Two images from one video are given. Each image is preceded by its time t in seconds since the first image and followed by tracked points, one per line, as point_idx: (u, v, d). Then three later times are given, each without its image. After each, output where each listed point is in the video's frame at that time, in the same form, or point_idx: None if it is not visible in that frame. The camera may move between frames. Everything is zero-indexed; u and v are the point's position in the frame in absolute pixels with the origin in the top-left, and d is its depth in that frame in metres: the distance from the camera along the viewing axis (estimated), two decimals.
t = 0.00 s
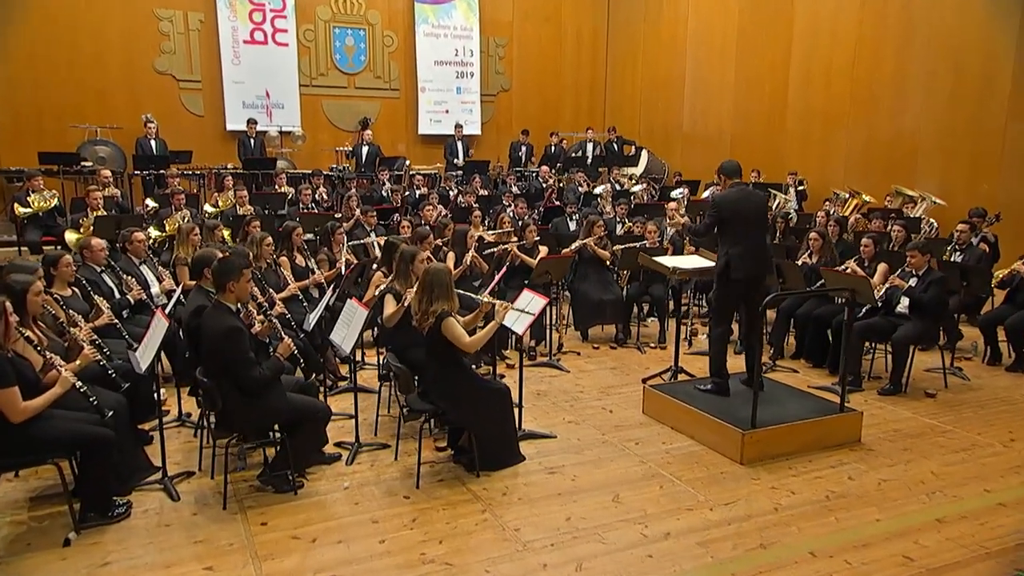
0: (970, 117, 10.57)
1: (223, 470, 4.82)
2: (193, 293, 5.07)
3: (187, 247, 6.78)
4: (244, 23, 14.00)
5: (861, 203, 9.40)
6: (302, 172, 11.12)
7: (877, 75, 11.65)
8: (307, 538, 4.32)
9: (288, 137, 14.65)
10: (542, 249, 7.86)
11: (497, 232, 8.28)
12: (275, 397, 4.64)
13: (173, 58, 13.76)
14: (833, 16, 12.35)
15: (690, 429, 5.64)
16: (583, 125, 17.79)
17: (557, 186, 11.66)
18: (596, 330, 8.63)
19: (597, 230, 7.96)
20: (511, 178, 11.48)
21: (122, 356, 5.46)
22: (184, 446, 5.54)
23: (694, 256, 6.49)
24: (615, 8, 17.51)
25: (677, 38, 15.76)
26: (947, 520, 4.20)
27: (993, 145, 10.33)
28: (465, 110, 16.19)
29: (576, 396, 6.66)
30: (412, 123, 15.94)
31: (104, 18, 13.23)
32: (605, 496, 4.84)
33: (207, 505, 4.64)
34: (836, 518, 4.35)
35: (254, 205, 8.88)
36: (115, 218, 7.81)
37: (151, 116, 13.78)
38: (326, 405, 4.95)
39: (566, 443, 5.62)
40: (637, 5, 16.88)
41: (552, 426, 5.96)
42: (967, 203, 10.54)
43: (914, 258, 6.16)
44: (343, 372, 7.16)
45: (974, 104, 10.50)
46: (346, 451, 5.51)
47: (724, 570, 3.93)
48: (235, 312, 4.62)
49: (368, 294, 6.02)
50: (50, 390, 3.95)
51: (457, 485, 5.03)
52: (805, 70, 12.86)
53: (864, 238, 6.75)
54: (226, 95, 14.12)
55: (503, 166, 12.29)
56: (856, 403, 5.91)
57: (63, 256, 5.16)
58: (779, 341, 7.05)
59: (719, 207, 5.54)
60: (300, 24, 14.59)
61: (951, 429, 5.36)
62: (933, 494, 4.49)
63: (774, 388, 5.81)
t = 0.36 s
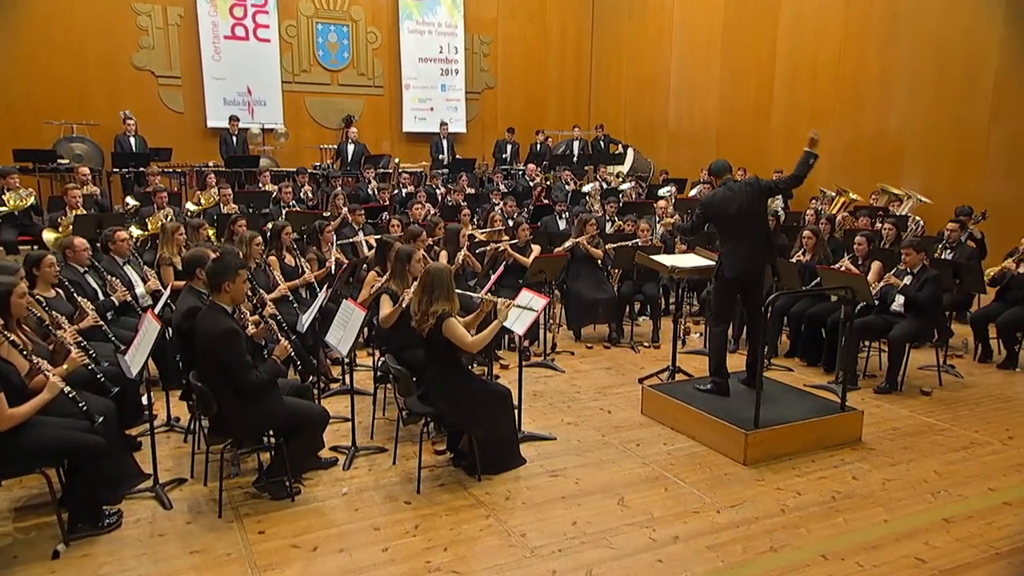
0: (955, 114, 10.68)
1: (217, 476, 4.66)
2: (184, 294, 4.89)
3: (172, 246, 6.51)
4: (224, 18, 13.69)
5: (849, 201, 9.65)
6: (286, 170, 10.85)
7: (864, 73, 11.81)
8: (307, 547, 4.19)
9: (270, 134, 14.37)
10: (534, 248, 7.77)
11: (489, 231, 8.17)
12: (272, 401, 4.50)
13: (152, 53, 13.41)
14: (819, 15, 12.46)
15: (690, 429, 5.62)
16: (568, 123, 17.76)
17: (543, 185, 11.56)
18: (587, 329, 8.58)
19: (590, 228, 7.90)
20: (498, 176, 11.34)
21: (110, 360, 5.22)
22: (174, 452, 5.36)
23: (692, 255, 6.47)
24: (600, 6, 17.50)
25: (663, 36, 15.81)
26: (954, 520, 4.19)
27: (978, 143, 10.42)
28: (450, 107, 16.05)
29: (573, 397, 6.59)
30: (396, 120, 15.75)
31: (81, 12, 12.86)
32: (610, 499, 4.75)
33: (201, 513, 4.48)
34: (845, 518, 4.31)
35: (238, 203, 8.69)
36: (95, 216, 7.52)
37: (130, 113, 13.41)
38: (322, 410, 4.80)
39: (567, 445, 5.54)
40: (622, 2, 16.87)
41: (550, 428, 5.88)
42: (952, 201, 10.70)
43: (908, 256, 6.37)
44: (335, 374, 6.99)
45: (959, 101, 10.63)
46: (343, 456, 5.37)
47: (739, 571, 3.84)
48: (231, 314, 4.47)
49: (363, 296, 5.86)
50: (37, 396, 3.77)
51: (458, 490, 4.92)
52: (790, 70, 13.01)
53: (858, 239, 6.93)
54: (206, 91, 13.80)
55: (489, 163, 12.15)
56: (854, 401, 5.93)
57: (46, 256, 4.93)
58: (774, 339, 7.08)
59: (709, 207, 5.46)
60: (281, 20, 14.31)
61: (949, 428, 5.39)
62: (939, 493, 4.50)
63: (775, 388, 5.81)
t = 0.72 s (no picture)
0: (931, 111, 10.86)
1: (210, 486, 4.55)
2: (171, 298, 4.75)
3: (151, 247, 6.27)
4: (198, 11, 13.32)
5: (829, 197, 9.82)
6: (265, 167, 10.56)
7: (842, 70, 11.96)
8: (305, 559, 4.09)
9: (247, 129, 14.06)
10: (523, 247, 7.66)
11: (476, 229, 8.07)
12: (266, 409, 4.41)
13: (123, 47, 13.03)
14: (798, 11, 12.59)
15: (684, 430, 5.65)
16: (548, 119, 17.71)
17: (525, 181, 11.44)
18: (575, 328, 8.55)
19: (578, 227, 7.88)
20: (480, 172, 11.19)
21: (94, 365, 4.99)
22: (162, 459, 5.22)
23: (683, 253, 6.48)
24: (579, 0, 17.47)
25: (642, 31, 15.83)
26: (951, 521, 4.26)
27: (953, 140, 10.59)
28: (430, 103, 15.87)
29: (565, 398, 6.56)
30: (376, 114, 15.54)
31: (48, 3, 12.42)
32: (610, 502, 4.72)
33: (193, 524, 4.38)
34: (844, 519, 4.35)
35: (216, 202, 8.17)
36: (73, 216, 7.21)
37: (102, 107, 13.04)
38: (318, 417, 4.67)
39: (562, 447, 5.50)
40: None
41: (545, 430, 5.84)
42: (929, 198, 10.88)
43: (895, 254, 6.51)
44: (323, 377, 6.86)
45: (934, 98, 10.80)
46: (336, 462, 5.27)
47: None
48: (223, 319, 4.37)
49: (354, 298, 5.72)
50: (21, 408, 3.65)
51: (456, 496, 4.85)
52: (770, 66, 13.14)
53: (845, 238, 7.04)
54: (180, 86, 13.44)
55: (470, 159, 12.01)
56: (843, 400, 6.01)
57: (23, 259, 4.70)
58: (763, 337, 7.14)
59: (702, 209, 5.48)
60: (257, 13, 13.96)
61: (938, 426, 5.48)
62: (934, 493, 4.58)
63: (767, 387, 5.88)
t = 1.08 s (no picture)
0: (909, 100, 11.06)
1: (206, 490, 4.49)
2: (161, 299, 4.64)
3: (132, 241, 6.07)
4: None
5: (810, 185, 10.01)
6: (241, 156, 10.26)
7: (821, 57, 12.14)
8: (306, 565, 4.04)
9: (223, 116, 13.74)
10: (510, 240, 7.46)
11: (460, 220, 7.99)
12: (262, 412, 4.36)
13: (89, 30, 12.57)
14: None
15: (678, 424, 5.69)
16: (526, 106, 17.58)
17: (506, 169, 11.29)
18: (563, 319, 8.54)
19: (566, 218, 7.86)
20: (461, 161, 10.97)
21: (81, 366, 4.80)
22: (152, 463, 5.12)
23: (675, 246, 6.47)
24: None
25: (623, 16, 15.84)
26: (944, 515, 4.33)
27: (931, 128, 10.78)
28: (409, 89, 15.68)
29: (557, 392, 6.55)
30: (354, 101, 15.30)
31: None
32: (610, 501, 4.72)
33: (190, 530, 4.33)
34: (841, 513, 4.43)
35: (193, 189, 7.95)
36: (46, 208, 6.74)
37: (71, 93, 12.56)
38: (316, 419, 4.62)
39: (558, 444, 5.50)
40: None
41: (539, 426, 5.83)
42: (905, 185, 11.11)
43: (881, 246, 6.60)
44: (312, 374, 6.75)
45: (912, 87, 11.00)
46: (331, 463, 5.20)
47: None
48: (217, 321, 4.32)
49: (345, 295, 5.65)
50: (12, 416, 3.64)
51: (455, 495, 4.81)
52: (751, 53, 13.29)
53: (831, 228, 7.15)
54: (152, 71, 13.05)
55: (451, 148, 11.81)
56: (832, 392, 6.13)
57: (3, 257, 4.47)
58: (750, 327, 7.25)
59: (705, 203, 5.55)
60: None
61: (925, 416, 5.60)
62: (926, 485, 4.69)
63: (759, 380, 5.95)
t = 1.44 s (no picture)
0: (888, 81, 11.31)
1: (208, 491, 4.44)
2: (154, 299, 4.60)
3: (115, 233, 5.87)
4: None
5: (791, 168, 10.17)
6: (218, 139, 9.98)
7: (803, 37, 12.38)
8: (310, 568, 4.00)
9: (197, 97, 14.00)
10: (499, 228, 7.35)
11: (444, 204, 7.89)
12: (263, 413, 4.31)
13: (56, 9, 12.61)
14: None
15: (674, 414, 5.81)
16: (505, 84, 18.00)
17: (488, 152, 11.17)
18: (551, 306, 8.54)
19: (555, 205, 7.76)
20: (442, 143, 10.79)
21: (71, 365, 4.64)
22: (147, 463, 5.05)
23: (666, 235, 6.50)
24: None
25: None
26: (935, 503, 4.52)
27: (909, 107, 11.03)
28: (387, 69, 16.09)
29: (550, 381, 6.59)
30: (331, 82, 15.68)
31: None
32: (610, 494, 4.75)
33: (192, 533, 4.30)
34: (836, 503, 4.55)
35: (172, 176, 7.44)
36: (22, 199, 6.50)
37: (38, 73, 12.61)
38: (318, 419, 4.57)
39: (556, 437, 5.52)
40: None
41: (535, 418, 5.84)
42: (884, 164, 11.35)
43: (867, 232, 6.76)
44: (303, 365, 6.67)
45: (891, 68, 11.25)
46: (330, 459, 5.16)
47: (754, 568, 3.89)
48: (216, 322, 4.26)
49: (337, 288, 5.60)
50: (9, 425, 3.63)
51: (456, 491, 4.80)
52: (733, 33, 13.50)
53: (818, 215, 7.26)
54: (123, 51, 13.23)
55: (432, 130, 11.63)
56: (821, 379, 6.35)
57: None
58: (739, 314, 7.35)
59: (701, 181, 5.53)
60: None
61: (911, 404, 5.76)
62: (917, 473, 4.94)
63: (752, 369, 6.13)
